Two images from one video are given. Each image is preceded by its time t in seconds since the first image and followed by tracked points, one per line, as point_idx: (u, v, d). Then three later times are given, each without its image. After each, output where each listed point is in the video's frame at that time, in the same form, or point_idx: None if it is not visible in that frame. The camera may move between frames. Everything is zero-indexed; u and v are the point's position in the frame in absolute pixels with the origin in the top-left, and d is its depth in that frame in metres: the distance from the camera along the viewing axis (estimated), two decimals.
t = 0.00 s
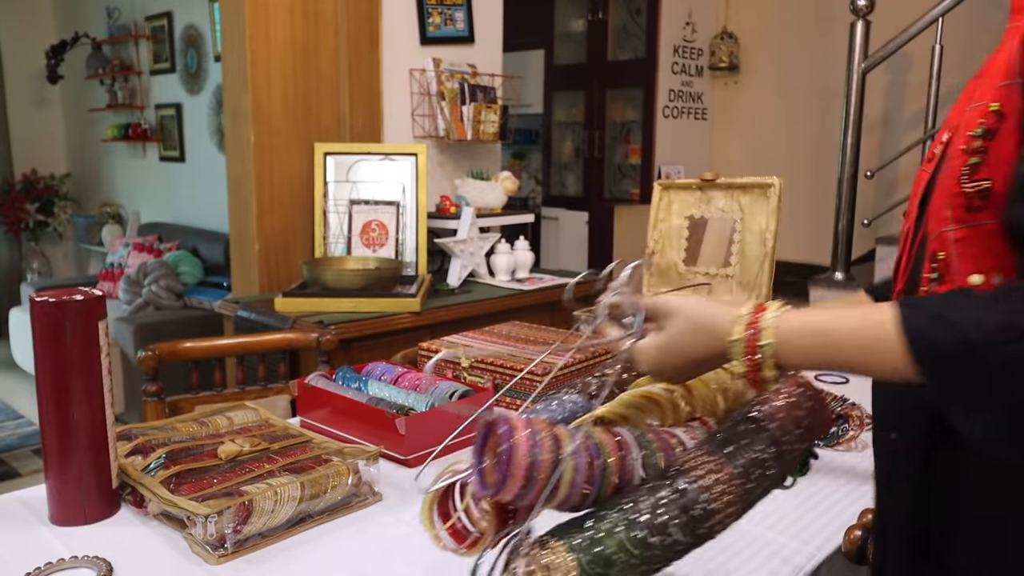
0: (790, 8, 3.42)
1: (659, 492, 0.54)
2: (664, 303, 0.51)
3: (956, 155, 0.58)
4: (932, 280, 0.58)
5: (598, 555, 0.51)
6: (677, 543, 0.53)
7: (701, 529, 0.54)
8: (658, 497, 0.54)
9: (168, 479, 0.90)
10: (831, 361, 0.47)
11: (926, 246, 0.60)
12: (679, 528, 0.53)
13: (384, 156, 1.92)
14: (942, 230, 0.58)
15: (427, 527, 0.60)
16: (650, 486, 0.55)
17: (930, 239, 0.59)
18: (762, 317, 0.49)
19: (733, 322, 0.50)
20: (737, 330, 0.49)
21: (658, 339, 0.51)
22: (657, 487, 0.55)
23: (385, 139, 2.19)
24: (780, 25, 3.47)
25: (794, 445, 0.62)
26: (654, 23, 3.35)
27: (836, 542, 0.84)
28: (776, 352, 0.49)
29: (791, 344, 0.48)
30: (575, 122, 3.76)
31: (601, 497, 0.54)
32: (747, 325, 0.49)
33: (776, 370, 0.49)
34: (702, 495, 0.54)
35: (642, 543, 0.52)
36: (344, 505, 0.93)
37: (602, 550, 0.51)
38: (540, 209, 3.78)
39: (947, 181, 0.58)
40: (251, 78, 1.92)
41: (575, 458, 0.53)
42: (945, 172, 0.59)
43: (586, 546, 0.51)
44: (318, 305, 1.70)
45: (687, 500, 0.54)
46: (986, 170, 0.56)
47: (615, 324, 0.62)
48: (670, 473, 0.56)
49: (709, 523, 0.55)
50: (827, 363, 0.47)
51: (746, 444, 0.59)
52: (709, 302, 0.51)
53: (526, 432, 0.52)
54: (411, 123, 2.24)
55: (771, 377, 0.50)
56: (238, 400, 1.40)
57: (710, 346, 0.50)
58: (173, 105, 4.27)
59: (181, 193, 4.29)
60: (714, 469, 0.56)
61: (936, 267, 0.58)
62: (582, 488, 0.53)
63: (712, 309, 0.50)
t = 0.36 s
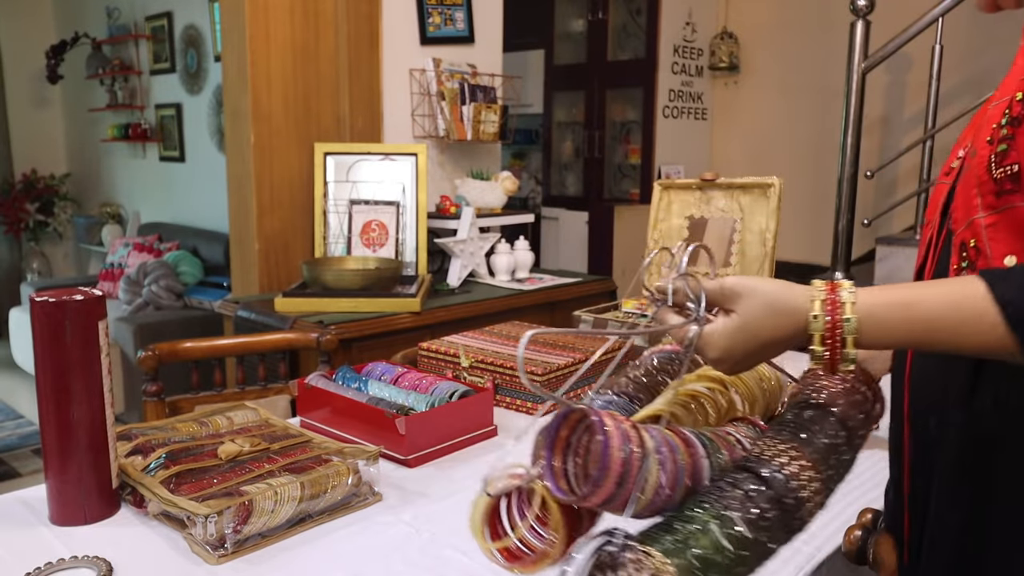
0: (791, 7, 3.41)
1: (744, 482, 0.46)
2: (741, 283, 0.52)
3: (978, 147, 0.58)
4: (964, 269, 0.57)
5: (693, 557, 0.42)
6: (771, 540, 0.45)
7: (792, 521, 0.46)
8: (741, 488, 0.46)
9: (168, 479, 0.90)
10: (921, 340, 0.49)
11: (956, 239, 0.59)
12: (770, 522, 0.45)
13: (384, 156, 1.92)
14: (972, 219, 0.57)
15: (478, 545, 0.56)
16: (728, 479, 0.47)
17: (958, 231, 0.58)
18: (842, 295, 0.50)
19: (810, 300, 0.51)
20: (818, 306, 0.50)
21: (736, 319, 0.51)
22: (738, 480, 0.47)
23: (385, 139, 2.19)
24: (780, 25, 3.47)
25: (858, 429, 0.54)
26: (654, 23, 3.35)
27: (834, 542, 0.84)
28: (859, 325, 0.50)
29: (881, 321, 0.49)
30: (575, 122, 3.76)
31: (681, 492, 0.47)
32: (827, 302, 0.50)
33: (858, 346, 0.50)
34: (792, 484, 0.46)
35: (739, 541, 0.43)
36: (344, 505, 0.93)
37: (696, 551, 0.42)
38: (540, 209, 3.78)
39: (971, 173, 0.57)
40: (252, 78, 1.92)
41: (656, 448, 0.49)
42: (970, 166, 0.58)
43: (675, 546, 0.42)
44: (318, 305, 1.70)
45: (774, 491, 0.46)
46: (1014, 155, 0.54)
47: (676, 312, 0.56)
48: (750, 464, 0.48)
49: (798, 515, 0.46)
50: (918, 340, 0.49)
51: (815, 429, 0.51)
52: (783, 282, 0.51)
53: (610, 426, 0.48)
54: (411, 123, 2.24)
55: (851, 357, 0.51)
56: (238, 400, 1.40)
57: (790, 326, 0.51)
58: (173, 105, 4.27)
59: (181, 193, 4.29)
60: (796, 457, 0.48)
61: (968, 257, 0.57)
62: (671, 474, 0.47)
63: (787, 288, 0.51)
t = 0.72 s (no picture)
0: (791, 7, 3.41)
1: (765, 496, 0.49)
2: (762, 286, 0.53)
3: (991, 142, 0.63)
4: (971, 260, 0.63)
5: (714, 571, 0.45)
6: (792, 554, 0.48)
7: (813, 537, 0.49)
8: (761, 503, 0.49)
9: (168, 479, 0.90)
10: (952, 333, 0.51)
11: (963, 228, 0.64)
12: (790, 537, 0.48)
13: (384, 156, 1.92)
14: (983, 210, 0.61)
15: (485, 559, 0.57)
16: (749, 491, 0.50)
17: (966, 222, 0.63)
18: (866, 295, 0.52)
19: (835, 300, 0.52)
20: (842, 307, 0.52)
21: (761, 323, 0.52)
22: (758, 491, 0.50)
23: (385, 139, 2.19)
24: (780, 25, 3.47)
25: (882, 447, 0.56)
26: (654, 23, 3.35)
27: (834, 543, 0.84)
28: (885, 324, 0.52)
29: (913, 318, 0.51)
30: (575, 122, 3.76)
31: (699, 507, 0.51)
32: (851, 303, 0.52)
33: (884, 346, 0.52)
34: (813, 499, 0.49)
35: (760, 556, 0.46)
36: (344, 505, 0.93)
37: (715, 566, 0.45)
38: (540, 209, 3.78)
39: (981, 166, 0.62)
40: (252, 78, 1.92)
41: (674, 461, 0.51)
42: (982, 159, 0.63)
43: (695, 561, 0.45)
44: (318, 305, 1.70)
45: (795, 505, 0.49)
46: None
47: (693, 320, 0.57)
48: (771, 477, 0.51)
49: (819, 532, 0.50)
50: (952, 337, 0.51)
51: (836, 441, 0.53)
52: (803, 284, 0.52)
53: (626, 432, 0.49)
54: (411, 123, 2.24)
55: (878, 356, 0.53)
56: (238, 400, 1.40)
57: (813, 328, 0.52)
58: (173, 105, 4.27)
59: (181, 193, 4.29)
60: (818, 468, 0.51)
61: (975, 245, 0.62)
62: (689, 493, 0.50)
63: (810, 290, 0.52)
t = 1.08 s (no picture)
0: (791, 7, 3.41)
1: (775, 513, 0.49)
2: (773, 295, 0.52)
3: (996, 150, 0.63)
4: (977, 267, 0.63)
5: None
6: (801, 571, 0.48)
7: (822, 551, 0.49)
8: (767, 520, 0.48)
9: (169, 479, 0.90)
10: (968, 349, 0.51)
11: (967, 236, 0.64)
12: (798, 553, 0.48)
13: (384, 156, 1.92)
14: (992, 214, 0.61)
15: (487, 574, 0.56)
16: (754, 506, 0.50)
17: (970, 230, 0.63)
18: (880, 306, 0.52)
19: (847, 312, 0.52)
20: (855, 320, 0.51)
21: (771, 334, 0.51)
22: (763, 506, 0.49)
23: (385, 139, 2.19)
24: (781, 25, 3.47)
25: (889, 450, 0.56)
26: (654, 23, 3.35)
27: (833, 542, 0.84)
28: (898, 338, 0.51)
29: (925, 334, 0.51)
30: (575, 122, 3.76)
31: (706, 523, 0.50)
32: (865, 315, 0.51)
33: (896, 360, 0.52)
34: (822, 515, 0.49)
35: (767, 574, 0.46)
36: (344, 505, 0.93)
37: None
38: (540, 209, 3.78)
39: (985, 173, 0.63)
40: (252, 78, 1.92)
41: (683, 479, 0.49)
42: (986, 166, 0.63)
43: None
44: (318, 305, 1.70)
45: (803, 520, 0.49)
46: None
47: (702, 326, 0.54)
48: (780, 492, 0.50)
49: (828, 546, 0.49)
50: (964, 353, 0.51)
51: (843, 450, 0.53)
52: (815, 295, 0.52)
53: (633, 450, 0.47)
54: (411, 123, 2.24)
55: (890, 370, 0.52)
56: (238, 400, 1.40)
57: (824, 338, 0.51)
58: (173, 105, 4.27)
59: (181, 193, 4.29)
60: (827, 483, 0.51)
61: (981, 252, 0.62)
62: (697, 512, 0.49)
63: (822, 301, 0.52)
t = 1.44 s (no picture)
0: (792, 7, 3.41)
1: (823, 545, 0.48)
2: (819, 308, 0.50)
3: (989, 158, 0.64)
4: (983, 277, 0.62)
5: None
6: None
7: None
8: (813, 550, 0.47)
9: (168, 479, 0.90)
10: None
11: (968, 244, 0.64)
12: None
13: (384, 156, 1.91)
14: (999, 226, 0.61)
15: None
16: (797, 534, 0.49)
17: (972, 238, 0.63)
18: (935, 322, 0.51)
19: (901, 328, 0.51)
20: (909, 336, 0.50)
21: (818, 350, 0.49)
22: (808, 535, 0.49)
23: (385, 139, 2.19)
24: (781, 25, 3.47)
25: (929, 473, 0.59)
26: (654, 23, 3.36)
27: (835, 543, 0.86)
28: (955, 358, 0.50)
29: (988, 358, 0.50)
30: (575, 122, 3.75)
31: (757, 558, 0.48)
32: (920, 330, 0.50)
33: (952, 383, 0.51)
34: (873, 545, 0.48)
35: None
36: (344, 505, 0.93)
37: None
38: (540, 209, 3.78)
39: (980, 180, 0.63)
40: (252, 78, 1.92)
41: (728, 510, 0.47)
42: (979, 174, 0.64)
43: None
44: (318, 305, 1.70)
45: (853, 549, 0.47)
46: None
47: (739, 338, 0.51)
48: (825, 522, 0.50)
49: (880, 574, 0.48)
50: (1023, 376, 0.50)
51: (885, 477, 0.54)
52: (864, 309, 0.50)
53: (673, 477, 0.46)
54: (411, 123, 2.24)
55: (945, 393, 0.51)
56: (238, 400, 1.40)
57: (875, 352, 0.50)
58: (173, 105, 4.27)
59: (182, 193, 4.30)
60: (874, 509, 0.51)
61: (986, 260, 0.62)
62: (744, 547, 0.46)
63: (875, 317, 0.50)
